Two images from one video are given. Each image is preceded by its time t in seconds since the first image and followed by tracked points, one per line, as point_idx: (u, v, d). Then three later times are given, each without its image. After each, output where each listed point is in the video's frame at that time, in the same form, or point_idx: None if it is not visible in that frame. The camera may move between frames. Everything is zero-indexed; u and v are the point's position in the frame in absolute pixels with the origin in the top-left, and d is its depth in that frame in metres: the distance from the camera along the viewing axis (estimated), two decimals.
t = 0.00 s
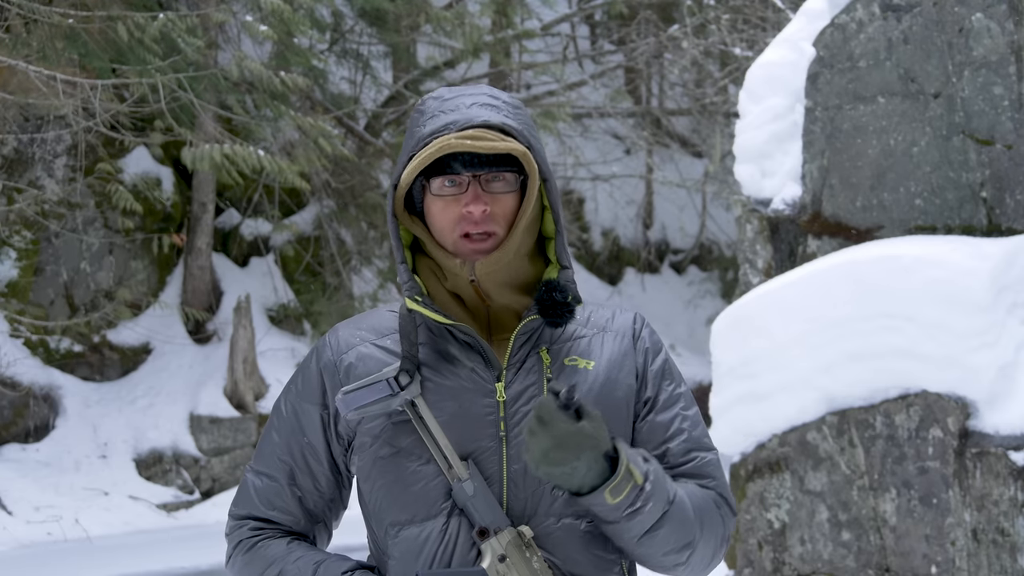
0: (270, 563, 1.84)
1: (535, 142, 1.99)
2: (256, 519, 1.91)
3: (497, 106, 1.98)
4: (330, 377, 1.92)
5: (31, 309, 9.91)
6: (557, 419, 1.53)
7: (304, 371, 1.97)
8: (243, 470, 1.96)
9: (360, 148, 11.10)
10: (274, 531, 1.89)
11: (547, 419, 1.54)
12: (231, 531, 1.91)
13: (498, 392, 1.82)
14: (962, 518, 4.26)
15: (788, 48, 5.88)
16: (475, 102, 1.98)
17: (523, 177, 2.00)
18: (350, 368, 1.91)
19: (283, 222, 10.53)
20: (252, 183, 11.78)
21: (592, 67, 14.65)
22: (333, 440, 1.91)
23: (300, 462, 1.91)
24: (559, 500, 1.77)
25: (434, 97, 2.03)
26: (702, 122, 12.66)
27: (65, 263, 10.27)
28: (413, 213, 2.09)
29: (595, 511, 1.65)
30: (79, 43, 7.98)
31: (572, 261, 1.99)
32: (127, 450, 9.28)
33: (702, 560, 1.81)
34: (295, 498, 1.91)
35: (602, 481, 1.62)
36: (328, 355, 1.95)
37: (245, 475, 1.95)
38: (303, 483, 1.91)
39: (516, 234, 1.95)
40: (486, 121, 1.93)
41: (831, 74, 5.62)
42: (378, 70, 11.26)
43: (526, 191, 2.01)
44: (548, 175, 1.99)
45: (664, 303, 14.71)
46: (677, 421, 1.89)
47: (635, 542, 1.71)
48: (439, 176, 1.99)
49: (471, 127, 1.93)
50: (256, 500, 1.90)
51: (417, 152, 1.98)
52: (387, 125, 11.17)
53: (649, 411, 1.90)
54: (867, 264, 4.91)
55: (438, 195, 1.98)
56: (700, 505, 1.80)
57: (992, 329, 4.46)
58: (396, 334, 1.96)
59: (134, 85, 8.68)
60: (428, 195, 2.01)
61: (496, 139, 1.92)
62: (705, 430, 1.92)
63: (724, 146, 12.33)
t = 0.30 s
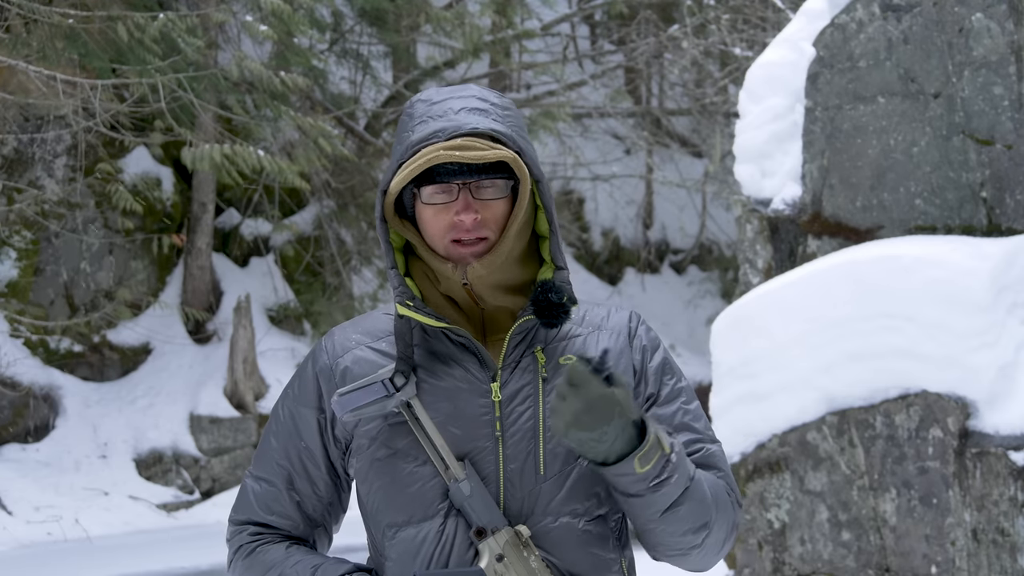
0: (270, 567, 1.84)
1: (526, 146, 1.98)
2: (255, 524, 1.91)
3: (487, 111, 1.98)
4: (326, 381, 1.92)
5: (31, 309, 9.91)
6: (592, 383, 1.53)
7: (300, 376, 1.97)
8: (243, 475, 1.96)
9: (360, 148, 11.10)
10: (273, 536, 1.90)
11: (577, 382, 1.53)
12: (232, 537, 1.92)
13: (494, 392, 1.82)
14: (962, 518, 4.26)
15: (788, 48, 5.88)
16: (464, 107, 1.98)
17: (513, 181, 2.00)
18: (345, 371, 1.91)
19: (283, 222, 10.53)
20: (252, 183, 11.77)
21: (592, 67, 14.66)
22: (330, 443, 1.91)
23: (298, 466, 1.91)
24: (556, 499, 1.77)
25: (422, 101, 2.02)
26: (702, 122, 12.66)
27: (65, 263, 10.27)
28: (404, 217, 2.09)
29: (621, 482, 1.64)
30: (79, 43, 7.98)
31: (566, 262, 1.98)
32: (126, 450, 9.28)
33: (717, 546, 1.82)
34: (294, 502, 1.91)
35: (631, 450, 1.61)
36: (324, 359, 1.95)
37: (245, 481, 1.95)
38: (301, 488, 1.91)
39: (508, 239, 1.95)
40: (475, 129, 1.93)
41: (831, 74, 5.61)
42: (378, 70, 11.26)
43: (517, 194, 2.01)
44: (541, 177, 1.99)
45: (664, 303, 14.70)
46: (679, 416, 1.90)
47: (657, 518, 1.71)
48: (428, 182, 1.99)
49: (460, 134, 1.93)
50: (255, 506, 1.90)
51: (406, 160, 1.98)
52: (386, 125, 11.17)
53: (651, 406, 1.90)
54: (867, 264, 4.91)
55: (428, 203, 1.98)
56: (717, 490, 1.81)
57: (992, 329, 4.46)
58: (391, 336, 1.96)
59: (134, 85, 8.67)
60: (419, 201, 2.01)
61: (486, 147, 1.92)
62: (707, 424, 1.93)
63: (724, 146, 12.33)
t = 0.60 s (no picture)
0: (269, 567, 1.84)
1: (514, 135, 2.00)
2: (254, 525, 1.91)
3: (474, 103, 1.99)
4: (325, 383, 1.92)
5: (32, 309, 9.91)
6: (648, 344, 1.60)
7: (298, 378, 1.97)
8: (242, 477, 1.96)
9: (360, 148, 11.10)
10: (272, 537, 1.90)
11: (633, 343, 1.60)
12: (230, 539, 1.92)
13: (493, 391, 1.82)
14: (962, 518, 4.26)
15: (788, 48, 5.89)
16: (451, 102, 1.99)
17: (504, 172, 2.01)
18: (344, 372, 1.91)
19: (283, 222, 10.53)
20: (252, 183, 11.76)
21: (592, 67, 14.67)
22: (329, 445, 1.91)
23: (297, 469, 1.91)
24: (557, 498, 1.77)
25: (411, 101, 2.04)
26: (702, 122, 12.66)
27: (65, 263, 10.27)
28: (400, 217, 2.10)
29: (665, 452, 1.68)
30: (79, 43, 7.98)
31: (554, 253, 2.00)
32: (127, 450, 9.28)
33: (735, 533, 1.85)
34: (293, 505, 1.91)
35: (679, 421, 1.66)
36: (323, 361, 1.95)
37: (244, 483, 1.95)
38: (300, 491, 1.91)
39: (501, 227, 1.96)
40: (462, 119, 1.94)
41: (831, 74, 5.61)
42: (378, 70, 11.26)
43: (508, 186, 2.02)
44: (530, 168, 2.01)
45: (664, 303, 14.71)
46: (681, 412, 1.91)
47: (691, 496, 1.74)
48: (420, 176, 2.00)
49: (449, 125, 1.94)
50: (254, 508, 1.90)
51: (396, 155, 1.99)
52: (386, 125, 11.17)
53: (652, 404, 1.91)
54: (867, 264, 4.92)
55: (422, 196, 1.99)
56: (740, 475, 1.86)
57: (992, 329, 4.46)
58: (389, 337, 1.96)
59: (134, 85, 8.68)
60: (412, 196, 2.02)
61: (475, 134, 1.93)
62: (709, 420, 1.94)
63: (724, 146, 12.34)
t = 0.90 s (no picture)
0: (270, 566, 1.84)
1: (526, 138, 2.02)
2: (253, 524, 1.91)
3: (486, 106, 2.00)
4: (325, 383, 1.92)
5: (31, 309, 9.91)
6: (580, 421, 1.63)
7: (297, 378, 1.96)
8: (241, 476, 1.96)
9: (360, 148, 11.11)
10: (271, 536, 1.89)
11: (563, 430, 1.63)
12: (229, 537, 1.92)
13: (495, 391, 1.82)
14: (962, 518, 4.26)
15: (788, 48, 5.89)
16: (464, 103, 1.99)
17: (518, 174, 2.03)
18: (345, 372, 1.91)
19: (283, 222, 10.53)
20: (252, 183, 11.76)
21: (592, 67, 14.67)
22: (329, 444, 1.91)
23: (296, 468, 1.91)
24: (558, 498, 1.77)
25: (420, 101, 2.03)
26: (702, 122, 12.66)
27: (65, 263, 10.27)
28: (405, 216, 2.09)
29: (636, 497, 1.73)
30: (79, 43, 7.99)
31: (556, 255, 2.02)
32: (127, 450, 9.28)
33: (730, 544, 1.86)
34: (292, 504, 1.91)
35: (639, 468, 1.69)
36: (323, 360, 1.95)
37: (242, 482, 1.95)
38: (299, 490, 1.91)
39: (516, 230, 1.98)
40: (480, 121, 1.95)
41: (831, 74, 5.61)
42: (378, 70, 11.26)
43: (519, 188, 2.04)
44: (543, 170, 2.04)
45: (664, 303, 14.71)
46: (681, 416, 1.91)
47: (671, 526, 1.79)
48: (435, 176, 1.99)
49: (466, 127, 1.94)
50: (253, 507, 1.90)
51: (412, 155, 1.98)
52: (386, 124, 11.18)
53: (653, 406, 1.91)
54: (867, 264, 4.91)
55: (436, 197, 1.98)
56: (725, 489, 1.85)
57: (993, 329, 4.46)
58: (389, 337, 1.95)
59: (134, 85, 8.68)
60: (424, 196, 2.01)
61: (494, 138, 1.94)
62: (708, 424, 1.93)
63: (724, 146, 12.33)
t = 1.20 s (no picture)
0: (255, 551, 1.86)
1: (530, 137, 2.01)
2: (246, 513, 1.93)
3: (489, 104, 1.99)
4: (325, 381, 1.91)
5: (31, 309, 9.91)
6: (551, 450, 1.55)
7: (298, 375, 1.96)
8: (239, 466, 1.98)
9: (360, 148, 11.11)
10: (261, 524, 1.91)
11: (534, 457, 1.56)
12: (223, 524, 1.95)
13: (498, 391, 1.82)
14: (962, 518, 4.26)
15: (787, 48, 5.88)
16: (467, 102, 1.99)
17: (521, 173, 2.02)
18: (347, 371, 1.91)
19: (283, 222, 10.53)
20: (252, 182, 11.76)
21: (592, 67, 14.67)
22: (326, 442, 1.90)
23: (289, 464, 1.91)
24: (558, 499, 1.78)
25: (423, 100, 2.03)
26: (702, 122, 12.66)
27: (65, 263, 10.27)
28: (410, 215, 2.09)
29: (607, 523, 1.68)
30: (79, 43, 7.99)
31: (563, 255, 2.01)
32: (126, 450, 9.28)
33: (706, 562, 1.84)
34: (285, 498, 1.92)
35: (610, 496, 1.63)
36: (324, 359, 1.94)
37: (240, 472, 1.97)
38: (293, 485, 1.92)
39: (518, 231, 1.97)
40: (482, 120, 1.94)
41: (831, 75, 5.61)
42: (378, 70, 11.26)
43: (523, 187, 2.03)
44: (546, 169, 2.02)
45: (664, 303, 14.70)
46: (677, 422, 1.90)
47: (644, 549, 1.74)
48: (437, 175, 1.99)
49: (468, 126, 1.94)
50: (246, 497, 1.92)
51: (414, 155, 1.98)
52: (386, 124, 11.17)
53: (651, 411, 1.90)
54: (867, 264, 4.91)
55: (438, 196, 1.98)
56: (703, 509, 1.82)
57: (992, 329, 4.46)
58: (393, 335, 1.96)
59: (134, 85, 8.67)
60: (427, 196, 2.01)
61: (496, 137, 1.93)
62: (704, 430, 1.93)
63: (724, 146, 12.33)
